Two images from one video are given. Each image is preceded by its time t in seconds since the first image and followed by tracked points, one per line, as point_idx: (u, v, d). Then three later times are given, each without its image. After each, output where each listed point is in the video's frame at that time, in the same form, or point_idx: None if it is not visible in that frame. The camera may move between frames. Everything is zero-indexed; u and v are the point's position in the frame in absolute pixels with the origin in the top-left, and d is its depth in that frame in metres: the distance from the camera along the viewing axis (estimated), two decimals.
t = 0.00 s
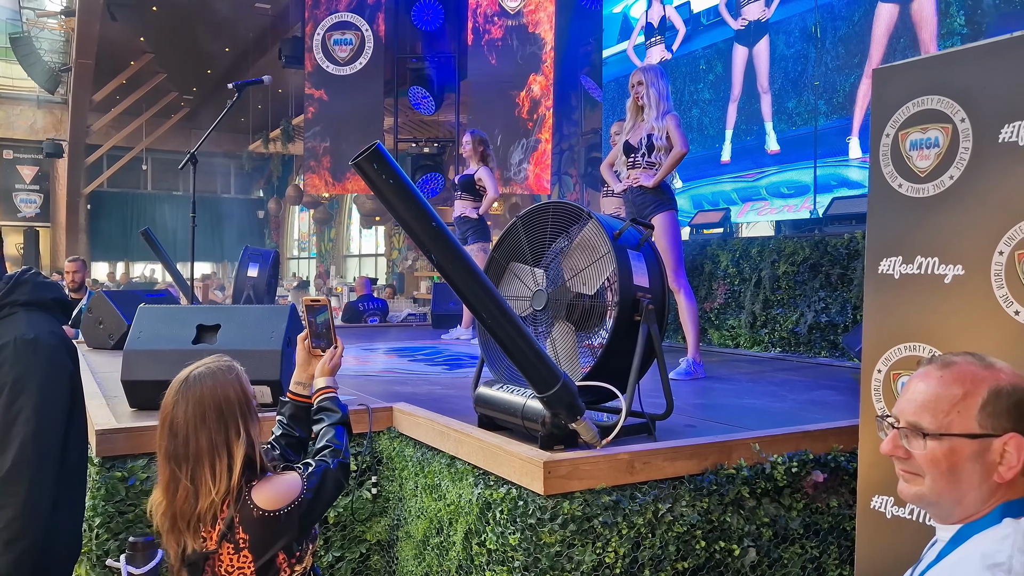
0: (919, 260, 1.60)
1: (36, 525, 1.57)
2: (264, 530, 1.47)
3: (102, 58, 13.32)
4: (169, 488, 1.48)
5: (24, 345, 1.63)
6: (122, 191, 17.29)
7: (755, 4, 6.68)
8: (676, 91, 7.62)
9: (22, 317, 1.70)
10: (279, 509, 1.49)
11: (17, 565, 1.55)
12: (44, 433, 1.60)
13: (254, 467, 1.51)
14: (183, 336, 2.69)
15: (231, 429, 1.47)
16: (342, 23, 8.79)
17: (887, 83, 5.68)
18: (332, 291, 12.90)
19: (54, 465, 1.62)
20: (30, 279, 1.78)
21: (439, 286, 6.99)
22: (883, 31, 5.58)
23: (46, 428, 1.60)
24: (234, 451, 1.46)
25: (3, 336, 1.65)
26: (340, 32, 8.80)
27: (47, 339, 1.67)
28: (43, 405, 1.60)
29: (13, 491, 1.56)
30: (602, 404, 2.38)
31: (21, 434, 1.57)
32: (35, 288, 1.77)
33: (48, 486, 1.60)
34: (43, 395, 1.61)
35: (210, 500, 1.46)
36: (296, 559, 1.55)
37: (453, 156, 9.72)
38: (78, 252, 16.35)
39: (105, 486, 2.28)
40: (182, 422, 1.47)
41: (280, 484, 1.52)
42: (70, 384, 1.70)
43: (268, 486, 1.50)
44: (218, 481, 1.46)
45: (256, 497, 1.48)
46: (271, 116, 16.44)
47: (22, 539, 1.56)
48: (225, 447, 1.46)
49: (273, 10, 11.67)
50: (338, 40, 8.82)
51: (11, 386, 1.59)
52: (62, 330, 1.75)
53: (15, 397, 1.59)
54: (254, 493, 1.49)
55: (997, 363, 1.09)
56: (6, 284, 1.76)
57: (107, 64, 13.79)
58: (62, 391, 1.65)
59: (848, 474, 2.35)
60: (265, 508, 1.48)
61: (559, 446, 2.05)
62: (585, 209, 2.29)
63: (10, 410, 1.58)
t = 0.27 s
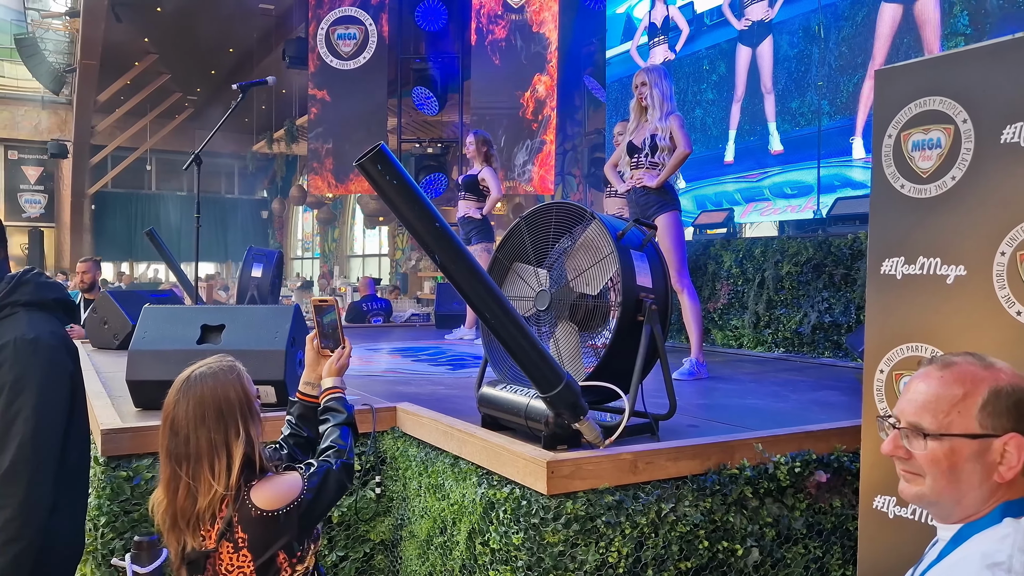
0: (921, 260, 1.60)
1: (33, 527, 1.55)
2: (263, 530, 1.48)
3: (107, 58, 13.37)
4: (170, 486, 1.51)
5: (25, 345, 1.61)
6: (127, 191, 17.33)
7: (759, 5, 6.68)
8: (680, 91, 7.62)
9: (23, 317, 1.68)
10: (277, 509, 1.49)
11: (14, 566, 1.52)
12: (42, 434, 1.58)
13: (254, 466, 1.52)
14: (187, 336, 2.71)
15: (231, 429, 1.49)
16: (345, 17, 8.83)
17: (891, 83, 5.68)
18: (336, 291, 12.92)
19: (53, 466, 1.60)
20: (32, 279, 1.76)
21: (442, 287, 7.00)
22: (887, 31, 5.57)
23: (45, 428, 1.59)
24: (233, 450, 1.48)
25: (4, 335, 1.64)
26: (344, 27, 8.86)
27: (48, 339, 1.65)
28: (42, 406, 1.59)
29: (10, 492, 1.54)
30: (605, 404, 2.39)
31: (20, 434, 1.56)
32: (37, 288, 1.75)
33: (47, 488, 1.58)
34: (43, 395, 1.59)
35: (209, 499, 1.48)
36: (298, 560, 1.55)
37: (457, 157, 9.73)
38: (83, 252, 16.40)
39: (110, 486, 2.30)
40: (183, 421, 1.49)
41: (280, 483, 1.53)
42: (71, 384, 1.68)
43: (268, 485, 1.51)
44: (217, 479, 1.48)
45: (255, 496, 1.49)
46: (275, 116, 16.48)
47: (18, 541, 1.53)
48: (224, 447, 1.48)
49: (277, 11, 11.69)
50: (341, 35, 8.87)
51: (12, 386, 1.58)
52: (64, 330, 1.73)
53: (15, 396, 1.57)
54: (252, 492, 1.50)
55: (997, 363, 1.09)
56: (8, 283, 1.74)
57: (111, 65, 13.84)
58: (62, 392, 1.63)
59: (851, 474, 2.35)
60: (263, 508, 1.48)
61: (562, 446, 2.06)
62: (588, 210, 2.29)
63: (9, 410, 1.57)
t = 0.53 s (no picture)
0: (926, 259, 1.60)
1: (35, 527, 1.56)
2: (262, 530, 1.48)
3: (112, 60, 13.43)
4: (171, 485, 1.52)
5: (27, 345, 1.62)
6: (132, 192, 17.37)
7: (763, 5, 6.67)
8: (684, 91, 7.61)
9: (27, 317, 1.69)
10: (277, 509, 1.50)
11: (17, 566, 1.53)
12: (44, 434, 1.58)
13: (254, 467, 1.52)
14: (193, 336, 2.72)
15: (231, 429, 1.49)
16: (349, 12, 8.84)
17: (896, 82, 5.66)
18: (340, 292, 12.94)
19: (55, 466, 1.61)
20: (36, 279, 1.77)
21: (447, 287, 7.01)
22: (891, 31, 5.56)
23: (47, 429, 1.59)
24: (233, 450, 1.48)
25: (6, 336, 1.64)
26: (347, 21, 8.89)
27: (50, 339, 1.66)
28: (44, 406, 1.60)
29: (12, 492, 1.54)
30: (610, 404, 2.39)
31: (22, 434, 1.56)
32: (41, 288, 1.76)
33: (48, 488, 1.59)
34: (45, 396, 1.60)
35: (209, 498, 1.49)
36: (299, 558, 1.56)
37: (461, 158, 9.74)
38: (89, 253, 16.46)
39: (116, 485, 2.32)
40: (184, 421, 1.49)
41: (282, 483, 1.53)
42: (73, 385, 1.69)
43: (269, 485, 1.52)
44: (217, 479, 1.48)
45: (255, 497, 1.49)
46: (279, 117, 16.52)
47: (20, 541, 1.54)
48: (224, 447, 1.48)
49: (282, 12, 11.72)
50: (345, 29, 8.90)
51: (15, 386, 1.59)
52: (67, 331, 1.74)
53: (18, 396, 1.58)
54: (252, 492, 1.50)
55: (1002, 362, 1.09)
56: (12, 283, 1.75)
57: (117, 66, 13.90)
58: (64, 392, 1.64)
59: (856, 474, 2.35)
60: (263, 509, 1.49)
61: (567, 445, 2.06)
62: (593, 209, 2.30)
63: (11, 410, 1.57)
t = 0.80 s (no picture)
0: (925, 261, 1.61)
1: (39, 529, 1.57)
2: (258, 533, 1.48)
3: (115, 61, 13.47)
4: (169, 486, 1.53)
5: (31, 347, 1.63)
6: (135, 193, 17.27)
7: (764, 6, 6.67)
8: (686, 92, 7.61)
9: (31, 319, 1.70)
10: (272, 512, 1.49)
11: (21, 567, 1.54)
12: (49, 436, 1.59)
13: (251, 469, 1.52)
14: (196, 337, 2.74)
15: (227, 432, 1.50)
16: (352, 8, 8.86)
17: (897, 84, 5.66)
18: (342, 292, 12.95)
19: (59, 468, 1.62)
20: (40, 281, 1.78)
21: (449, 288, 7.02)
22: (892, 32, 5.56)
23: (51, 431, 1.60)
24: (229, 452, 1.49)
25: (10, 338, 1.65)
26: (350, 17, 8.92)
27: (54, 341, 1.67)
28: (49, 407, 1.61)
29: (17, 493, 1.55)
30: (610, 405, 2.40)
31: (26, 437, 1.57)
32: (44, 290, 1.76)
33: (52, 490, 1.60)
34: (49, 398, 1.61)
35: (204, 500, 1.50)
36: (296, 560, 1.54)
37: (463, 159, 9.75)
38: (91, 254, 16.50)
39: (119, 485, 2.33)
40: (181, 423, 1.51)
41: (277, 486, 1.53)
42: (77, 387, 1.70)
43: (265, 487, 1.52)
44: (211, 481, 1.49)
45: (251, 499, 1.49)
46: (282, 118, 16.55)
47: (24, 542, 1.55)
48: (221, 448, 1.49)
49: (284, 13, 11.74)
50: (348, 25, 8.92)
51: (19, 388, 1.60)
52: (70, 331, 1.75)
53: (22, 399, 1.59)
54: (248, 494, 1.51)
55: (1001, 365, 1.10)
56: (15, 284, 1.75)
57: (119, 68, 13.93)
58: (68, 394, 1.65)
59: (856, 475, 2.36)
60: (258, 511, 1.49)
61: (568, 446, 2.07)
62: (594, 211, 2.31)
63: (16, 412, 1.58)
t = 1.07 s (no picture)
0: (926, 263, 1.61)
1: (46, 529, 1.58)
2: (252, 536, 1.48)
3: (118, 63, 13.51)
4: (167, 486, 1.54)
5: (36, 348, 1.64)
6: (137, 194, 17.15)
7: (766, 8, 6.67)
8: (688, 94, 7.62)
9: (35, 320, 1.71)
10: (267, 516, 1.49)
11: (28, 566, 1.56)
12: (56, 436, 1.60)
13: (247, 472, 1.52)
14: (199, 338, 2.75)
15: (224, 434, 1.51)
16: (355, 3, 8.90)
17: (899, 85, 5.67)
18: (345, 294, 12.96)
19: (65, 468, 1.63)
20: (42, 282, 1.79)
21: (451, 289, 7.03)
22: (894, 34, 5.56)
23: (57, 432, 1.61)
24: (225, 454, 1.50)
25: (14, 340, 1.66)
26: (353, 13, 8.94)
27: (59, 342, 1.68)
28: (55, 407, 1.62)
29: (24, 493, 1.56)
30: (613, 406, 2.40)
31: (32, 437, 1.58)
32: (46, 291, 1.77)
33: (58, 490, 1.61)
34: (54, 398, 1.62)
35: (199, 502, 1.51)
36: (293, 564, 1.54)
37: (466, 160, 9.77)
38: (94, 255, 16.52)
39: (124, 486, 2.34)
40: (179, 424, 1.52)
41: (274, 490, 1.53)
42: (81, 387, 1.71)
43: (261, 491, 1.52)
44: (206, 483, 1.50)
45: (245, 503, 1.50)
46: (285, 119, 16.58)
47: (32, 542, 1.56)
48: (216, 450, 1.50)
49: (287, 15, 11.77)
50: (351, 21, 8.94)
51: (24, 388, 1.61)
52: (74, 332, 1.76)
53: (28, 399, 1.60)
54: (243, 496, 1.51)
55: (1003, 365, 1.11)
56: (19, 286, 1.76)
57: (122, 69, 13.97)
58: (73, 395, 1.66)
59: (858, 476, 2.36)
60: (253, 515, 1.49)
61: (571, 447, 2.08)
62: (596, 213, 2.31)
63: (22, 413, 1.59)
